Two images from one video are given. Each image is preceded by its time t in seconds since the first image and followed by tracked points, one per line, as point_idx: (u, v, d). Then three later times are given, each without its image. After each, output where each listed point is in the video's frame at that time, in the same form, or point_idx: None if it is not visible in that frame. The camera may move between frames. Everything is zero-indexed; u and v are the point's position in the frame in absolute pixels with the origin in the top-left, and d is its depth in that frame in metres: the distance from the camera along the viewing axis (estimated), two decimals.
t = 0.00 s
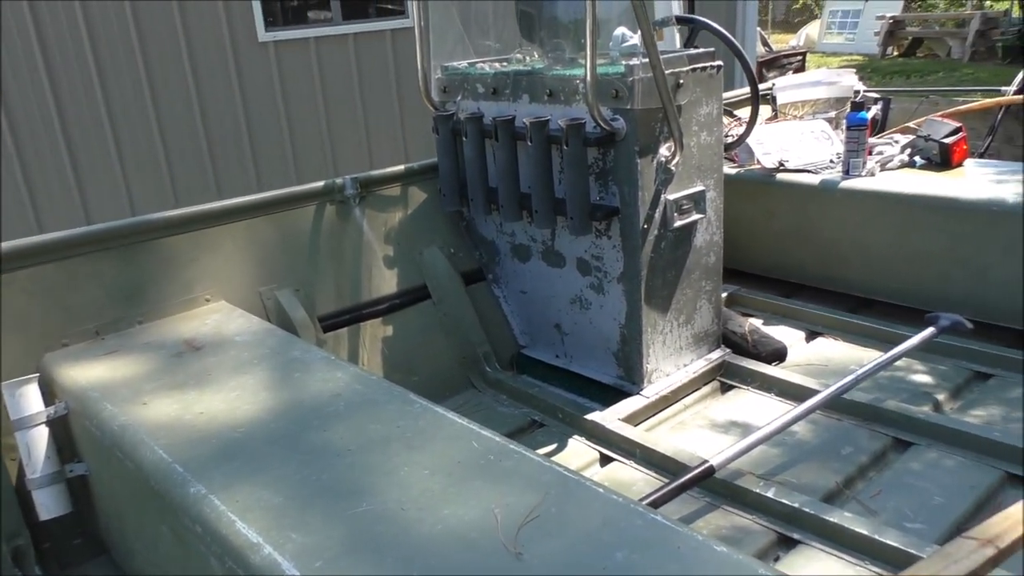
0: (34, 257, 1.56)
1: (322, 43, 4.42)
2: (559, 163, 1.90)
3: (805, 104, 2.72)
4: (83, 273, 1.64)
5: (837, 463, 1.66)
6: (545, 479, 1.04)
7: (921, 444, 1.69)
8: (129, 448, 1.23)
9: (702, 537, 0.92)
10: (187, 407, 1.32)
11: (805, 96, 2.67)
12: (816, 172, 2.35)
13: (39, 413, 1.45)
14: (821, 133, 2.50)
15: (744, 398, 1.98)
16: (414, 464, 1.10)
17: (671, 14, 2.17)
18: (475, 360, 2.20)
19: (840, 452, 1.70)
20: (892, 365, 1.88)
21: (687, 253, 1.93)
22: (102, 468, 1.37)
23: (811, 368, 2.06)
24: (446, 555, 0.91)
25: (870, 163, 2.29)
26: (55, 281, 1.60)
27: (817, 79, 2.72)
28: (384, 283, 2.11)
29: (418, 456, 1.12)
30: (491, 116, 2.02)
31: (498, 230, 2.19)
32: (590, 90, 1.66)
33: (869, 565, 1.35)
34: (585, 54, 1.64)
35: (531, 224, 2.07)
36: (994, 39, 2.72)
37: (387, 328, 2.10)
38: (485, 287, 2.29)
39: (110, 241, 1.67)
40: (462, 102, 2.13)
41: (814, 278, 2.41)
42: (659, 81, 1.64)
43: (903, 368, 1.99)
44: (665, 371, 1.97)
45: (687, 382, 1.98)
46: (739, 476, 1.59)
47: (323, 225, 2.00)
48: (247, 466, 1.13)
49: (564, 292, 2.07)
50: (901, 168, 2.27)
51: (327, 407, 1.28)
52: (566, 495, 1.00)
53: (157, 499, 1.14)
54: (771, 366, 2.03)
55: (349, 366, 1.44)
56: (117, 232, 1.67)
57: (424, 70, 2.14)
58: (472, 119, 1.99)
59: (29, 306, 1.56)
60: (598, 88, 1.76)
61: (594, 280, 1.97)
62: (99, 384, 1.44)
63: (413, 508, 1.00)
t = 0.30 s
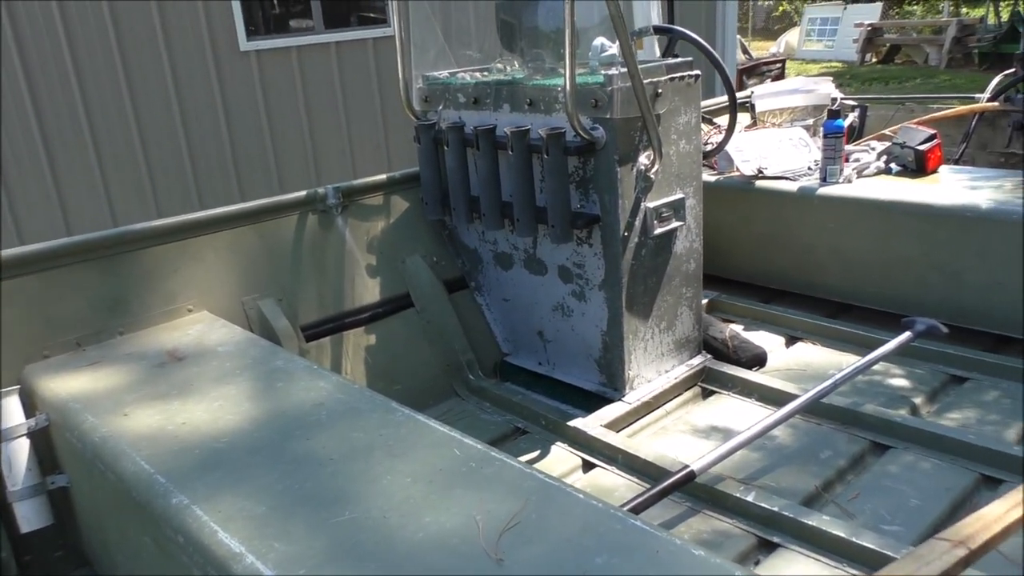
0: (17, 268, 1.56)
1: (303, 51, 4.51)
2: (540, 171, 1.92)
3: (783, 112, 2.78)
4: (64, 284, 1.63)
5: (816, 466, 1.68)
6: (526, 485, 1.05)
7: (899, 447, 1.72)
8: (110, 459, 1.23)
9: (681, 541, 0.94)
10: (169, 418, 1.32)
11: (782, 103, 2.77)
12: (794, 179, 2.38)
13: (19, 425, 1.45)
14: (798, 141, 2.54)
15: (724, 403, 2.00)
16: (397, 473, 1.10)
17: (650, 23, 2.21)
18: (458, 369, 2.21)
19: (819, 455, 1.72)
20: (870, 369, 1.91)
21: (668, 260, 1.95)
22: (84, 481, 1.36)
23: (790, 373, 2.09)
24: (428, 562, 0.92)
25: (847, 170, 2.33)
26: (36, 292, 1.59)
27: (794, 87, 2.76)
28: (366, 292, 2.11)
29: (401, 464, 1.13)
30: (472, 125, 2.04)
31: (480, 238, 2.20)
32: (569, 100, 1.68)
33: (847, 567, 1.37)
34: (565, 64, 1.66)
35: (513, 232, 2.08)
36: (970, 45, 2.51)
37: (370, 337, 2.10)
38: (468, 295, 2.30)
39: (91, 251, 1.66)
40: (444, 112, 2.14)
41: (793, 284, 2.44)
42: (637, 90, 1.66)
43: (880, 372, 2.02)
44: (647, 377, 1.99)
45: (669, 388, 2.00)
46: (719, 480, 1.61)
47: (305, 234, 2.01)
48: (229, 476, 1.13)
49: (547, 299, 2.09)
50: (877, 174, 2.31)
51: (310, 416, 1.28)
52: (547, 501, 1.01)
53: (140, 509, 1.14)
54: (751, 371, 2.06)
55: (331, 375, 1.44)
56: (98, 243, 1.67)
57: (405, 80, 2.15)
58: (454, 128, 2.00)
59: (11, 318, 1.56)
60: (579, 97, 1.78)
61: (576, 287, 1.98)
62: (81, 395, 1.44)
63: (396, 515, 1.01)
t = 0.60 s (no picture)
0: None
1: (283, 57, 4.53)
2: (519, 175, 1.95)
3: (758, 117, 2.83)
4: (47, 288, 1.64)
5: (790, 461, 1.73)
6: (508, 478, 1.08)
7: (870, 442, 1.76)
8: (97, 460, 1.24)
9: (657, 528, 0.97)
10: (155, 419, 1.34)
11: (758, 108, 2.81)
12: (768, 183, 2.43)
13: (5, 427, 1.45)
14: (773, 145, 2.59)
15: (701, 402, 2.04)
16: (382, 468, 1.13)
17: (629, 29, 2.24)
18: (440, 371, 2.23)
19: (793, 451, 1.77)
20: (842, 367, 1.96)
21: (645, 262, 1.99)
22: (70, 482, 1.37)
23: (765, 372, 2.14)
24: (413, 553, 0.95)
25: (820, 174, 2.38)
26: (19, 296, 1.60)
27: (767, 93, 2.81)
28: (349, 295, 2.14)
29: (385, 460, 1.15)
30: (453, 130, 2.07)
31: (461, 241, 2.23)
32: (548, 105, 1.72)
33: (820, 557, 1.41)
34: (544, 70, 1.70)
35: (493, 235, 2.11)
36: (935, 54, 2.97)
37: (352, 340, 2.13)
38: (449, 298, 2.33)
39: (74, 255, 1.67)
40: (424, 117, 2.17)
41: (768, 285, 2.49)
42: (614, 96, 1.70)
43: (852, 369, 2.07)
44: (625, 377, 2.03)
45: (647, 387, 2.04)
46: (696, 476, 1.65)
47: (288, 238, 2.03)
48: (217, 474, 1.15)
49: (527, 301, 2.12)
50: (848, 178, 2.36)
51: (294, 415, 1.31)
52: (529, 493, 1.04)
53: (127, 508, 1.16)
54: (727, 370, 2.10)
55: (315, 375, 1.47)
56: (81, 247, 1.68)
57: (386, 86, 2.18)
58: (435, 133, 2.03)
59: None
60: (557, 103, 1.82)
61: (555, 289, 2.02)
62: (66, 398, 1.45)
63: (381, 509, 1.04)
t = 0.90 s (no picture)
0: None
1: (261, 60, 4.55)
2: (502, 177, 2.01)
3: (732, 122, 2.91)
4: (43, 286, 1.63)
5: (764, 453, 1.80)
6: (499, 466, 1.14)
7: (841, 434, 1.84)
8: (98, 454, 1.28)
9: (642, 510, 1.03)
10: (153, 414, 1.37)
11: (731, 114, 2.90)
12: (741, 186, 2.50)
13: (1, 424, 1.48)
14: (746, 149, 2.66)
15: (679, 397, 2.11)
16: (378, 458, 1.18)
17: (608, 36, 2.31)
18: (424, 369, 2.28)
19: (767, 443, 1.84)
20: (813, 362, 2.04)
21: (624, 262, 2.05)
22: (68, 477, 1.40)
23: (739, 368, 2.21)
24: (412, 535, 1.00)
25: (791, 177, 2.46)
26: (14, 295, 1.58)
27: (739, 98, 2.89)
28: (334, 295, 2.18)
29: (381, 450, 1.20)
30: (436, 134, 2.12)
31: (444, 242, 2.28)
32: (531, 110, 1.77)
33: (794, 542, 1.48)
34: (527, 76, 1.76)
35: (476, 236, 2.17)
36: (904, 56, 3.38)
37: (338, 339, 2.17)
38: (433, 297, 2.37)
39: (69, 255, 1.67)
40: (408, 121, 2.22)
41: (742, 284, 2.57)
42: (594, 101, 1.76)
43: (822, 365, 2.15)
44: (605, 373, 2.09)
45: (627, 383, 2.10)
46: (675, 467, 1.71)
47: (275, 239, 2.07)
48: (218, 466, 1.19)
49: (509, 301, 2.18)
50: (818, 181, 2.44)
51: (290, 409, 1.35)
52: (520, 479, 1.10)
53: (130, 499, 1.19)
54: (703, 366, 2.17)
55: (308, 372, 1.51)
56: (78, 247, 1.67)
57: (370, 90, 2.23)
58: (419, 137, 2.08)
59: None
60: (539, 107, 1.88)
61: (537, 289, 2.07)
62: (63, 394, 1.48)
63: (379, 496, 1.08)
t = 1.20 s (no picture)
0: None
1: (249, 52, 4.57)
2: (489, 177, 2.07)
3: (711, 132, 3.01)
4: (35, 268, 1.69)
5: (733, 450, 1.87)
6: (483, 451, 1.20)
7: (806, 435, 1.92)
8: (95, 430, 1.32)
9: (617, 494, 1.10)
10: (148, 393, 1.42)
11: (711, 123, 3.00)
12: (719, 194, 2.58)
13: None
14: (726, 159, 2.76)
15: (653, 396, 2.18)
16: (367, 440, 1.23)
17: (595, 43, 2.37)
18: (406, 362, 2.33)
19: (736, 441, 1.92)
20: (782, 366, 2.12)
21: (605, 263, 2.12)
22: (62, 453, 1.44)
23: (712, 369, 2.29)
24: (401, 512, 1.06)
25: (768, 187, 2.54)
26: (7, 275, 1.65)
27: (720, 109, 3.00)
28: (321, 286, 2.23)
29: (370, 433, 1.26)
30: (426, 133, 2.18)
31: (430, 238, 2.34)
32: (519, 113, 1.84)
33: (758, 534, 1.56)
34: (517, 80, 1.82)
35: (462, 234, 2.23)
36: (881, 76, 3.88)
37: (324, 329, 2.22)
38: (417, 292, 2.43)
39: (62, 238, 1.73)
40: (399, 119, 2.28)
41: (717, 290, 2.65)
42: (581, 106, 1.83)
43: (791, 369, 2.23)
44: (583, 370, 2.16)
45: (603, 381, 2.17)
46: (647, 461, 1.78)
47: (265, 229, 2.11)
48: (213, 444, 1.24)
49: (492, 297, 2.24)
50: (794, 192, 2.53)
51: (280, 393, 1.40)
52: (502, 463, 1.16)
53: (127, 474, 1.24)
54: (677, 367, 2.24)
55: (298, 357, 1.56)
56: (69, 230, 1.73)
57: (363, 87, 2.27)
58: (409, 135, 2.13)
59: None
60: (528, 110, 1.94)
61: (519, 286, 2.14)
62: (58, 372, 1.52)
63: (368, 475, 1.14)
